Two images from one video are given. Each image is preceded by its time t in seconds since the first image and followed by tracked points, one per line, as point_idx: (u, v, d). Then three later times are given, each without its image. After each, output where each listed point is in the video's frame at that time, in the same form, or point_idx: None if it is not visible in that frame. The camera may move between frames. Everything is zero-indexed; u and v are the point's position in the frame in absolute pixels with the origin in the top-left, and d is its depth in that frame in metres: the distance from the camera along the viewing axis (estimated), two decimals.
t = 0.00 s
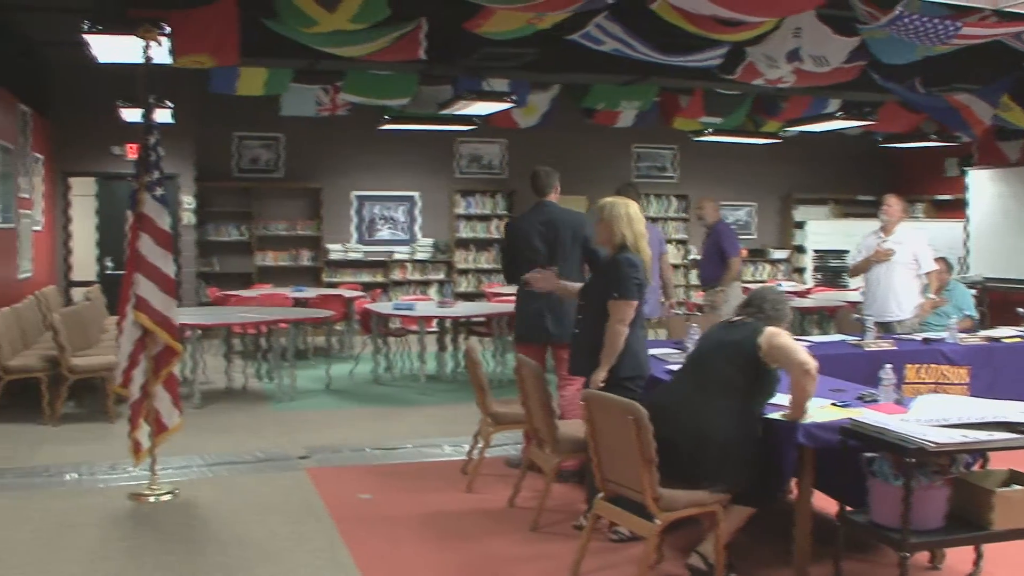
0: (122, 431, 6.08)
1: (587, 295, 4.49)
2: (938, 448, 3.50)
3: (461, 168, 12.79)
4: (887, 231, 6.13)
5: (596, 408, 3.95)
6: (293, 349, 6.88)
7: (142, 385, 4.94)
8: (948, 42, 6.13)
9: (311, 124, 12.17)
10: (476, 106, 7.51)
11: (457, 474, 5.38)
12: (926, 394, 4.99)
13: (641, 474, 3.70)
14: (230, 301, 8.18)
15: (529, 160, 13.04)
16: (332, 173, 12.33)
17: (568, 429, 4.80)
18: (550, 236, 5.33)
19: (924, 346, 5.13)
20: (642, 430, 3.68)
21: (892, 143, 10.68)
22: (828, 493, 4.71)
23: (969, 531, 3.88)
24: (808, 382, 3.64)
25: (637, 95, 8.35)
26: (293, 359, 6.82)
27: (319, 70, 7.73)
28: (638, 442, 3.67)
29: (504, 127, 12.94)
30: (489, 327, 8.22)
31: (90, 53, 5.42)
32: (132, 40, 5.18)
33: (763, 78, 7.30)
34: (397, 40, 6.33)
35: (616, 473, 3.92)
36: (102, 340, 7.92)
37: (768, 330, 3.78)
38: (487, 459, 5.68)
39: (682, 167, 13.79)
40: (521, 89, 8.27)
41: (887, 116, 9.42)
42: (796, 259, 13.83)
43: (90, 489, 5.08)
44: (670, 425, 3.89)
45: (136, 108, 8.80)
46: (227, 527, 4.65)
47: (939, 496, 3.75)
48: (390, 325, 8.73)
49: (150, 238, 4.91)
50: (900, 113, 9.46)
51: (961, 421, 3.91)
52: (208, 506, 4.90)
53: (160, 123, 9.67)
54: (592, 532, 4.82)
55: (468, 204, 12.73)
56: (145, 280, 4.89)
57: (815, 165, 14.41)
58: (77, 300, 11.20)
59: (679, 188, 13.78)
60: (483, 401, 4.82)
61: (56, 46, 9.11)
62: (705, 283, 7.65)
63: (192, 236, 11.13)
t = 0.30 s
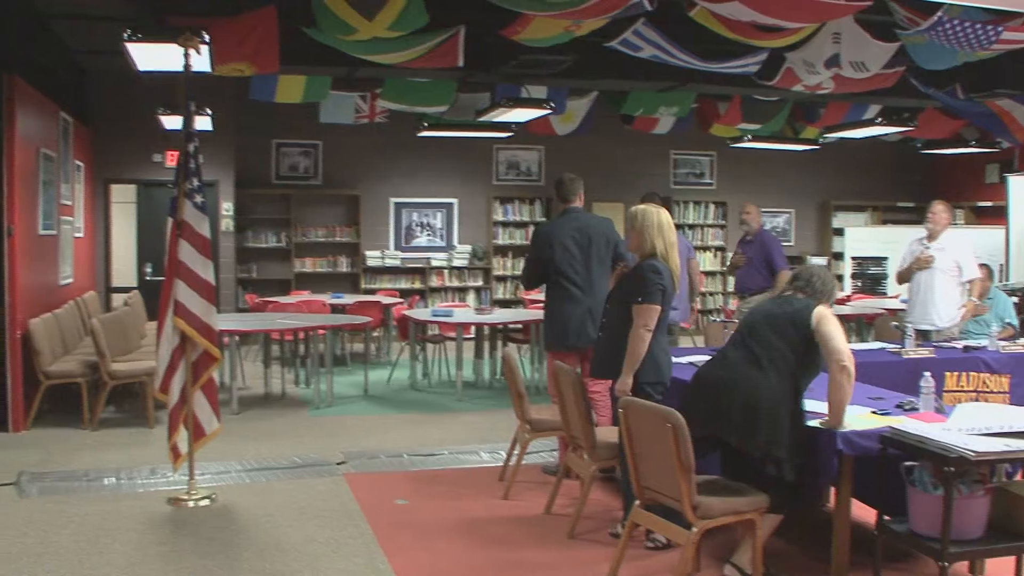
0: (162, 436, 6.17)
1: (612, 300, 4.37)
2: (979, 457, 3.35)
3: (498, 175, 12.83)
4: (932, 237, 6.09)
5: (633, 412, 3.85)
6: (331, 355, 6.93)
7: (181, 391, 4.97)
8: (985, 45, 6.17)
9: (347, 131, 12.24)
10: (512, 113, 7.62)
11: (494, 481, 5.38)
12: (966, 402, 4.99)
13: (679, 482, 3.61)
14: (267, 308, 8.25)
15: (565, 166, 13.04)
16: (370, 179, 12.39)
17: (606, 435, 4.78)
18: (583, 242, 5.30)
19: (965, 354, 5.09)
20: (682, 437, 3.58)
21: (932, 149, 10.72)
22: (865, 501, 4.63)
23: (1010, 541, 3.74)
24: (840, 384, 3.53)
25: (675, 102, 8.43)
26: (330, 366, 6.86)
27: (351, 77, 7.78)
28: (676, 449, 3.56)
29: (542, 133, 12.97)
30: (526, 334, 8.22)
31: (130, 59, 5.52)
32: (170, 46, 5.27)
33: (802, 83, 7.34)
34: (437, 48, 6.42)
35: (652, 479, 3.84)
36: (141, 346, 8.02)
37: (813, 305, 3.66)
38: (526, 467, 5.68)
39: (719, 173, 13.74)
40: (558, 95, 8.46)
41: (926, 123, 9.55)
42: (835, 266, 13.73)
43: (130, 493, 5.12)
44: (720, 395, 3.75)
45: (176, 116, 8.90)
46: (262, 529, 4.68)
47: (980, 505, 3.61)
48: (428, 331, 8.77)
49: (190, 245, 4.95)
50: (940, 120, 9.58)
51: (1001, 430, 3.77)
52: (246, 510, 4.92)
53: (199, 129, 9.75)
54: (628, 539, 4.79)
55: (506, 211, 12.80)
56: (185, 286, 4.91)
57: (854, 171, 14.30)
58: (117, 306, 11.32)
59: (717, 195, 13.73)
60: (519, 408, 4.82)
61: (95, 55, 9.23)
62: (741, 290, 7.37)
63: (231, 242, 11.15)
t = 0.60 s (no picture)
0: (188, 439, 6.20)
1: (632, 304, 4.27)
2: (1010, 464, 3.26)
3: (523, 180, 12.84)
4: (965, 243, 6.10)
5: (656, 418, 3.70)
6: (356, 359, 6.96)
7: (207, 395, 4.99)
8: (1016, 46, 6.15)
9: (371, 136, 12.28)
10: (536, 117, 7.63)
11: (520, 486, 5.36)
12: (994, 408, 4.97)
13: (704, 487, 3.46)
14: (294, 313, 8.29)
15: (589, 170, 13.04)
16: (396, 184, 12.42)
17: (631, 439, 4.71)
18: (614, 247, 5.32)
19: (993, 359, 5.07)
20: (706, 443, 3.41)
21: (959, 153, 10.67)
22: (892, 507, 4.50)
23: None
24: (858, 364, 3.48)
25: (699, 107, 8.46)
26: (356, 371, 6.89)
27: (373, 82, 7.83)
28: (702, 452, 3.42)
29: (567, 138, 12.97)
30: (551, 339, 8.23)
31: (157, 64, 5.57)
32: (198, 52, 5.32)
33: (829, 87, 7.42)
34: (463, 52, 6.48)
35: (677, 484, 3.69)
36: (168, 350, 8.07)
37: (835, 274, 3.56)
38: (552, 471, 5.67)
39: (744, 178, 13.70)
40: (583, 100, 8.50)
41: (952, 127, 9.60)
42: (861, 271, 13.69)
43: (157, 496, 5.14)
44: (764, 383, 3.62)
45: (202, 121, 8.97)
46: (286, 532, 4.69)
47: (1009, 512, 3.51)
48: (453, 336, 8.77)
49: (216, 249, 4.97)
50: (967, 123, 9.63)
51: None
52: (271, 513, 4.93)
53: (226, 134, 9.79)
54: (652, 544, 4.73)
55: (532, 216, 12.80)
56: (211, 291, 4.93)
57: (881, 176, 14.24)
58: (144, 310, 11.39)
59: (743, 200, 13.69)
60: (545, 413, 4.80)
61: (122, 60, 9.31)
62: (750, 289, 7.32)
63: (257, 247, 11.24)
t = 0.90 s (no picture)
0: (209, 440, 6.24)
1: (648, 307, 4.24)
2: None
3: (544, 181, 12.86)
4: (987, 245, 6.09)
5: (677, 420, 3.64)
6: (377, 360, 6.98)
7: (229, 395, 5.01)
8: None
9: (390, 138, 12.30)
10: (556, 119, 7.63)
11: (542, 487, 5.36)
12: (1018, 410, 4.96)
13: (725, 491, 3.41)
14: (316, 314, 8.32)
15: (609, 172, 13.04)
16: (416, 185, 12.44)
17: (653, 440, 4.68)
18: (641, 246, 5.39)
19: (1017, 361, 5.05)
20: (726, 446, 3.36)
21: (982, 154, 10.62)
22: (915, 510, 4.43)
23: None
24: (886, 363, 3.45)
25: (721, 107, 8.46)
26: (376, 372, 6.90)
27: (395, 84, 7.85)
28: (722, 455, 3.35)
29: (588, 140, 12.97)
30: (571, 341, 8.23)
31: (180, 67, 5.62)
32: (221, 55, 5.36)
33: (850, 88, 7.41)
34: (484, 54, 6.50)
35: (697, 487, 3.64)
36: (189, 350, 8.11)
37: (869, 271, 3.50)
38: (574, 472, 5.68)
39: (766, 179, 13.66)
40: (604, 101, 8.51)
41: (975, 129, 9.56)
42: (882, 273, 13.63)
43: (178, 496, 5.16)
44: (805, 390, 3.52)
45: (224, 123, 9.03)
46: (309, 532, 4.70)
47: None
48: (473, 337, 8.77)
49: (237, 251, 4.98)
50: (991, 123, 9.59)
51: None
52: (292, 514, 4.94)
53: (247, 136, 9.84)
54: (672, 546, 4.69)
55: (553, 217, 12.77)
56: (233, 292, 4.95)
57: (903, 177, 14.17)
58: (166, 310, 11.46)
59: (764, 201, 13.65)
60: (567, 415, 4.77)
61: (144, 63, 9.36)
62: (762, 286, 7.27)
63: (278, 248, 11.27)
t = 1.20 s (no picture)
0: (223, 440, 6.25)
1: (654, 306, 4.24)
2: None
3: (559, 181, 12.85)
4: (1002, 245, 6.09)
5: (691, 420, 3.61)
6: (391, 360, 6.99)
7: (244, 395, 5.02)
8: None
9: (403, 137, 12.31)
10: (571, 119, 7.63)
11: (556, 487, 5.36)
12: None
13: (739, 491, 3.38)
14: (331, 313, 8.33)
15: (623, 171, 13.03)
16: (430, 185, 12.45)
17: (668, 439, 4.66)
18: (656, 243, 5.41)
19: None
20: (741, 446, 3.33)
21: (998, 154, 10.59)
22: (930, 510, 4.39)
23: None
24: (913, 356, 3.51)
25: (735, 107, 8.45)
26: (390, 372, 6.90)
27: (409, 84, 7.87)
28: (736, 455, 3.33)
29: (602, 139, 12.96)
30: (585, 341, 8.27)
31: (196, 68, 5.64)
32: (236, 55, 5.39)
33: (865, 87, 7.41)
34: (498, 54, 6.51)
35: (711, 487, 3.61)
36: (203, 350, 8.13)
37: (895, 270, 3.53)
38: (589, 473, 5.67)
39: (780, 178, 13.62)
40: (619, 99, 8.56)
41: (991, 128, 9.54)
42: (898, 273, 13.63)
43: (193, 495, 5.18)
44: (842, 393, 3.47)
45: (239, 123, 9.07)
46: (323, 532, 4.70)
47: None
48: (486, 337, 8.77)
49: (252, 251, 4.99)
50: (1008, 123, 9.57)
51: None
52: (306, 514, 4.94)
53: (263, 136, 9.88)
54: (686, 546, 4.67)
55: (567, 217, 12.80)
56: (248, 292, 4.95)
57: (919, 177, 14.14)
58: (181, 310, 11.50)
59: (779, 201, 13.64)
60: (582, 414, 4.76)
61: (158, 63, 9.39)
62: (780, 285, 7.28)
63: (293, 248, 11.31)
